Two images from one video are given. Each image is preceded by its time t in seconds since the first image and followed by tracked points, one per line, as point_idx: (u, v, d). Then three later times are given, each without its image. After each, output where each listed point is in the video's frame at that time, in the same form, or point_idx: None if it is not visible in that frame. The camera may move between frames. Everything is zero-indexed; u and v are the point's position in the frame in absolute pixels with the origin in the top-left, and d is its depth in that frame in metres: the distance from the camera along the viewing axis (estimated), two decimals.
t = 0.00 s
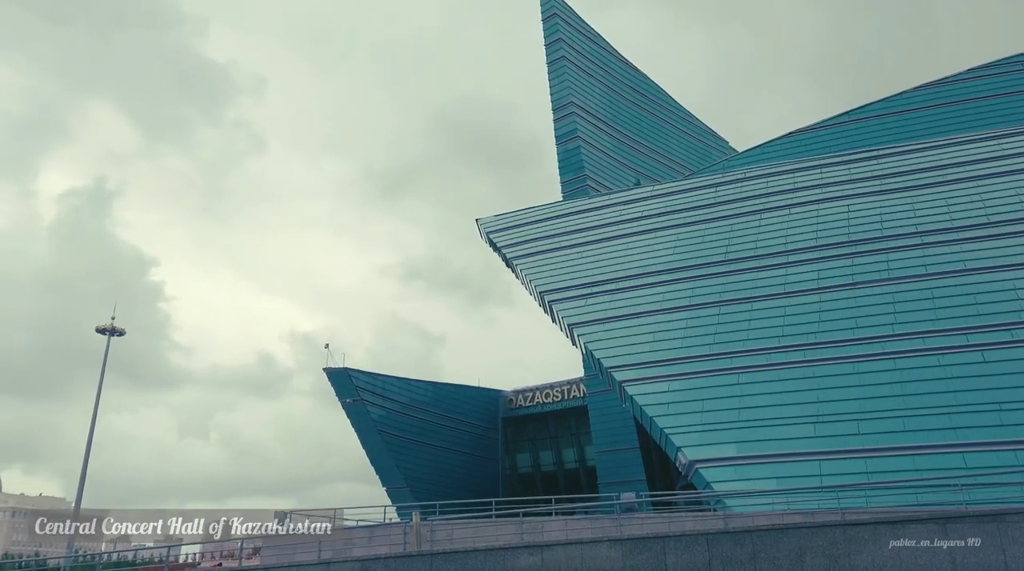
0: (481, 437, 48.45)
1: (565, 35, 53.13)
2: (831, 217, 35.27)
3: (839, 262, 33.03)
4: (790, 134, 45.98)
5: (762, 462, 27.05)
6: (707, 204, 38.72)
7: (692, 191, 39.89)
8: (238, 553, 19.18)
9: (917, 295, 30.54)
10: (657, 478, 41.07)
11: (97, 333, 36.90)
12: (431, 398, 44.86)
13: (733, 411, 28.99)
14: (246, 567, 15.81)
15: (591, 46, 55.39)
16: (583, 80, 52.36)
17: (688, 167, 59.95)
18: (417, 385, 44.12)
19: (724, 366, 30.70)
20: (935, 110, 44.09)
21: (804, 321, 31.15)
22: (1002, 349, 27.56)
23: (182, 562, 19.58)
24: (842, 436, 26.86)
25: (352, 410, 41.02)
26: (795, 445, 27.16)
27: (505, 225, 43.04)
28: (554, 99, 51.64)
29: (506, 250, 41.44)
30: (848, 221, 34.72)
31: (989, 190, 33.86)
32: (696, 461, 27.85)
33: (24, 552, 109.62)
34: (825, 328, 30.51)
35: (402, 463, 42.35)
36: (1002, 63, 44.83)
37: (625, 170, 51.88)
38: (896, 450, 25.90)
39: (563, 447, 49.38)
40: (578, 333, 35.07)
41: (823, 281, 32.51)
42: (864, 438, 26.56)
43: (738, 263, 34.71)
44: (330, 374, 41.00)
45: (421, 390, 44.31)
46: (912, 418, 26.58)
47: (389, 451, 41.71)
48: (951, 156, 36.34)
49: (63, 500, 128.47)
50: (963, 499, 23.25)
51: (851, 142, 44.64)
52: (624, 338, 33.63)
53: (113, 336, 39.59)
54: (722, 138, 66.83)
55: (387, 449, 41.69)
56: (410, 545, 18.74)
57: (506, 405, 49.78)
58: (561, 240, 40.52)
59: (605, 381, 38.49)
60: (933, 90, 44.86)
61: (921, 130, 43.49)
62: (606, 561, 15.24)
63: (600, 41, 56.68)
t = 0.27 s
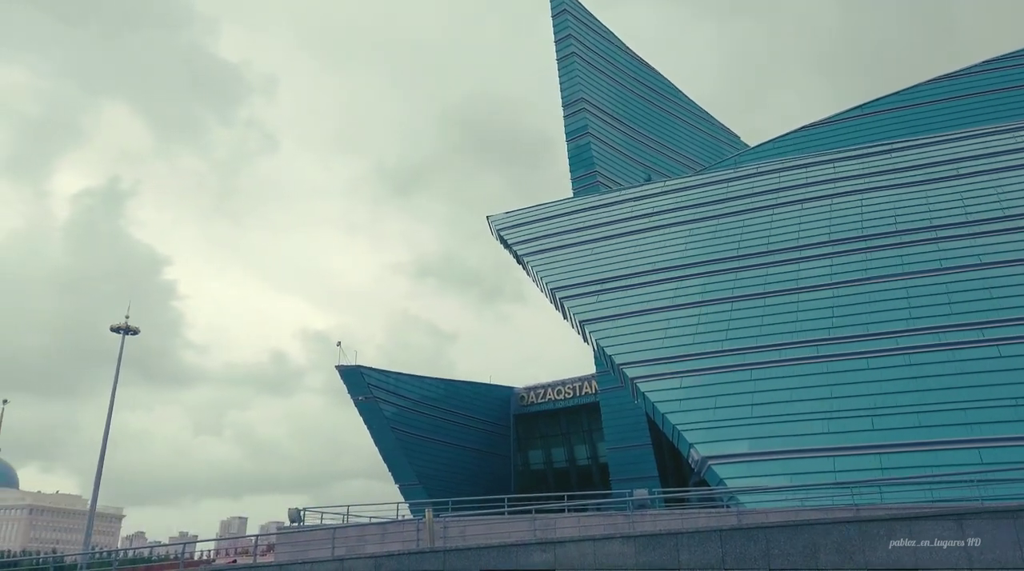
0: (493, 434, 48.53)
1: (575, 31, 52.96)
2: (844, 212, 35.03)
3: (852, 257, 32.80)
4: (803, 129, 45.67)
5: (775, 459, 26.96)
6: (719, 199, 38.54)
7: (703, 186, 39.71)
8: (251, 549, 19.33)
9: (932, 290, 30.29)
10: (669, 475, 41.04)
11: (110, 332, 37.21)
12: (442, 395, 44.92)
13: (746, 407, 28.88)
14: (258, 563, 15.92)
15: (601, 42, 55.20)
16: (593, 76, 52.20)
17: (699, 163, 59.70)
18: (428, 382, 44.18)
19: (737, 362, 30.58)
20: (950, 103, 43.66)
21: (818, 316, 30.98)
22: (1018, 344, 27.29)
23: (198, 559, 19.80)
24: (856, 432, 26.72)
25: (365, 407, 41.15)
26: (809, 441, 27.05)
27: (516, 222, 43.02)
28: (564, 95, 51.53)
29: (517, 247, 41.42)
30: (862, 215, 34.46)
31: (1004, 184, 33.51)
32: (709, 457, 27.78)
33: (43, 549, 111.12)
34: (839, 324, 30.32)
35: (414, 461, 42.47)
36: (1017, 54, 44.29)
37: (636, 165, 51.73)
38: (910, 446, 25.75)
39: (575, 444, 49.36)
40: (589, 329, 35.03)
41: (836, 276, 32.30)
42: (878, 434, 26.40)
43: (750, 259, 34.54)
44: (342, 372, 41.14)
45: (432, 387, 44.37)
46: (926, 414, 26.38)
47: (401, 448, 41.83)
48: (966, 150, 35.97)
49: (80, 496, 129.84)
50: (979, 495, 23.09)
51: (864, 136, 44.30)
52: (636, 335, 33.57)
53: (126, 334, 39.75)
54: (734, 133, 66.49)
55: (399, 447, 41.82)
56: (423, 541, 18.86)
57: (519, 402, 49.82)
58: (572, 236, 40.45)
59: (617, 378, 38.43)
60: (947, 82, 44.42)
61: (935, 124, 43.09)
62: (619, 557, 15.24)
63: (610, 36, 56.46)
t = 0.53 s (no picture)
0: (505, 430, 48.56)
1: (585, 26, 52.76)
2: (857, 206, 34.76)
3: (866, 251, 32.55)
4: (815, 123, 45.35)
5: (789, 454, 26.84)
6: (731, 194, 38.34)
7: (715, 181, 39.52)
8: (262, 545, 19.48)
9: (947, 284, 30.02)
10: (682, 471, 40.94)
11: (125, 331, 37.49)
12: (454, 391, 44.97)
13: (759, 403, 28.75)
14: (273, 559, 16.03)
15: (611, 37, 54.98)
16: (603, 71, 52.02)
17: (711, 158, 59.42)
18: (440, 379, 44.22)
19: (750, 358, 30.43)
20: (964, 96, 43.22)
21: (831, 311, 30.77)
22: None
23: (213, 554, 19.96)
24: (870, 428, 26.54)
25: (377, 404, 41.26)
26: (823, 437, 26.90)
27: (526, 218, 42.96)
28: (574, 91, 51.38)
29: (528, 244, 41.37)
30: (875, 210, 34.19)
31: (1020, 176, 33.14)
32: (722, 453, 27.67)
33: (60, 545, 112.12)
34: (852, 319, 30.12)
35: (426, 457, 42.57)
36: None
37: (647, 161, 51.55)
38: (925, 441, 25.55)
39: (587, 440, 49.34)
40: (601, 326, 34.95)
41: (849, 270, 32.07)
42: (893, 429, 26.22)
43: (763, 254, 34.34)
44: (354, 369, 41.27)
45: (443, 383, 44.43)
46: (942, 409, 26.17)
47: (413, 445, 41.94)
48: (981, 142, 35.60)
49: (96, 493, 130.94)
50: (995, 491, 22.93)
51: (877, 129, 43.94)
52: (648, 331, 33.48)
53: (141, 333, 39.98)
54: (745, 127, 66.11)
55: (411, 443, 41.93)
56: (436, 537, 18.93)
57: (531, 398, 49.79)
58: (583, 232, 40.36)
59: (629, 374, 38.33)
60: (961, 74, 43.98)
61: (949, 116, 42.68)
62: (632, 553, 15.25)
63: (620, 31, 56.23)
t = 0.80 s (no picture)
0: (517, 426, 48.58)
1: (595, 22, 52.60)
2: (871, 200, 34.52)
3: (880, 246, 32.31)
4: (828, 116, 45.03)
5: (803, 450, 26.73)
6: (742, 189, 38.17)
7: (727, 176, 39.31)
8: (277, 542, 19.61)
9: (962, 278, 29.76)
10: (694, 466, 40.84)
11: (140, 328, 37.74)
12: (466, 388, 45.02)
13: (772, 399, 28.61)
14: (288, 555, 16.12)
15: (622, 32, 54.79)
16: (613, 66, 51.86)
17: (722, 152, 59.15)
18: (452, 375, 44.28)
19: (763, 353, 30.29)
20: (979, 88, 42.79)
21: (845, 306, 30.58)
22: None
23: (228, 551, 20.10)
24: (885, 423, 26.38)
25: (389, 401, 41.40)
26: (837, 432, 26.76)
27: (537, 214, 42.91)
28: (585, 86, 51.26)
29: (539, 240, 41.33)
30: (889, 203, 33.93)
31: None
32: (735, 449, 27.57)
33: (76, 542, 112.92)
34: (866, 313, 29.92)
35: (438, 453, 42.65)
36: None
37: (658, 156, 51.39)
38: (941, 436, 25.36)
39: (600, 436, 49.29)
40: (613, 322, 34.88)
41: (863, 265, 31.84)
42: (908, 424, 26.05)
43: (776, 248, 34.14)
44: (366, 366, 41.40)
45: (456, 380, 44.48)
46: (957, 404, 25.97)
47: (425, 441, 42.03)
48: (996, 134, 35.24)
49: (112, 491, 131.85)
50: (1012, 486, 22.75)
51: (890, 122, 43.60)
52: (660, 327, 33.39)
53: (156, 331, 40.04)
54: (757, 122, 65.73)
55: (424, 440, 42.03)
56: (449, 533, 18.96)
57: (544, 394, 49.84)
58: (595, 228, 40.28)
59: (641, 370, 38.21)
60: (976, 66, 43.54)
61: (963, 109, 42.28)
62: (646, 549, 15.22)
63: (631, 26, 56.03)
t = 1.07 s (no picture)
0: (529, 423, 48.59)
1: (605, 17, 52.42)
2: (884, 194, 34.24)
3: (894, 240, 32.05)
4: (840, 110, 44.71)
5: (817, 446, 26.57)
6: (754, 184, 37.95)
7: (738, 170, 39.10)
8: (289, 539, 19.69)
9: (977, 271, 29.47)
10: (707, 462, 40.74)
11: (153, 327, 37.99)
12: (477, 384, 45.05)
13: (785, 394, 28.46)
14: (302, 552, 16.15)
15: (632, 27, 54.57)
16: (624, 61, 51.67)
17: (734, 147, 58.83)
18: (463, 372, 44.33)
19: (775, 348, 30.13)
20: (994, 79, 42.32)
21: (858, 300, 30.37)
22: None
23: (243, 548, 20.22)
24: (899, 418, 26.19)
25: (401, 397, 41.54)
26: (851, 427, 26.59)
27: (548, 211, 42.84)
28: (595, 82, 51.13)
29: (550, 237, 41.26)
30: (903, 197, 33.64)
31: None
32: (748, 445, 27.45)
33: (93, 539, 114.08)
34: (880, 308, 29.70)
35: (450, 450, 42.74)
36: None
37: (669, 151, 51.19)
38: (956, 432, 25.16)
39: (612, 432, 49.24)
40: (624, 317, 34.80)
41: (877, 259, 31.61)
42: (922, 420, 25.85)
43: (788, 243, 33.94)
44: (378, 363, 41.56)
45: (467, 377, 44.53)
46: (972, 399, 25.74)
47: (437, 438, 42.14)
48: (1012, 126, 34.84)
49: (128, 488, 133.13)
50: None
51: (903, 115, 43.22)
52: (672, 322, 33.28)
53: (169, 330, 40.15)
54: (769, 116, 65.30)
55: (436, 436, 42.14)
56: (462, 529, 19.02)
57: (555, 391, 49.81)
58: (605, 224, 40.18)
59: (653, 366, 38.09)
60: (991, 57, 43.05)
61: (978, 101, 41.84)
62: (658, 545, 15.19)
63: (641, 21, 55.79)
